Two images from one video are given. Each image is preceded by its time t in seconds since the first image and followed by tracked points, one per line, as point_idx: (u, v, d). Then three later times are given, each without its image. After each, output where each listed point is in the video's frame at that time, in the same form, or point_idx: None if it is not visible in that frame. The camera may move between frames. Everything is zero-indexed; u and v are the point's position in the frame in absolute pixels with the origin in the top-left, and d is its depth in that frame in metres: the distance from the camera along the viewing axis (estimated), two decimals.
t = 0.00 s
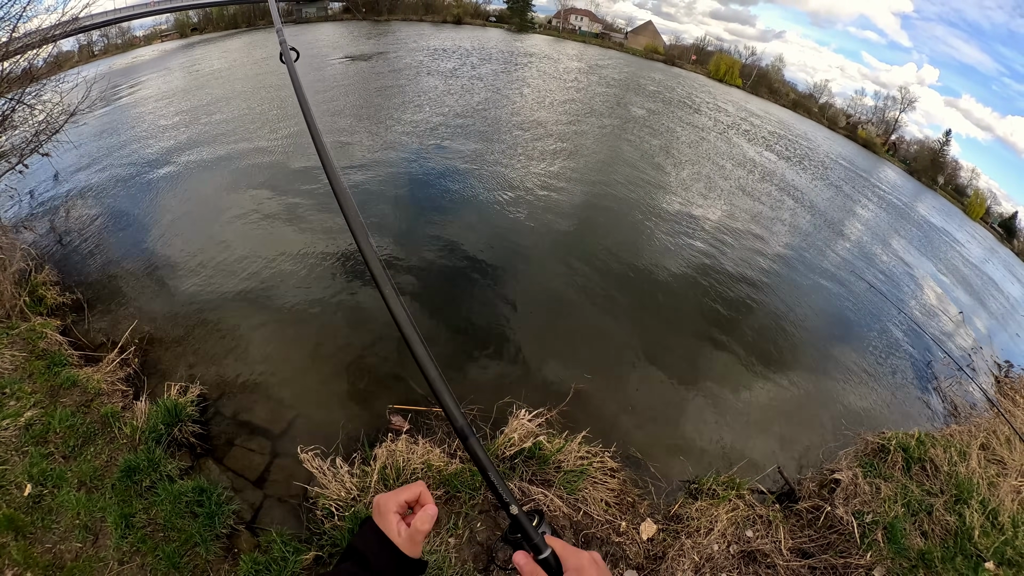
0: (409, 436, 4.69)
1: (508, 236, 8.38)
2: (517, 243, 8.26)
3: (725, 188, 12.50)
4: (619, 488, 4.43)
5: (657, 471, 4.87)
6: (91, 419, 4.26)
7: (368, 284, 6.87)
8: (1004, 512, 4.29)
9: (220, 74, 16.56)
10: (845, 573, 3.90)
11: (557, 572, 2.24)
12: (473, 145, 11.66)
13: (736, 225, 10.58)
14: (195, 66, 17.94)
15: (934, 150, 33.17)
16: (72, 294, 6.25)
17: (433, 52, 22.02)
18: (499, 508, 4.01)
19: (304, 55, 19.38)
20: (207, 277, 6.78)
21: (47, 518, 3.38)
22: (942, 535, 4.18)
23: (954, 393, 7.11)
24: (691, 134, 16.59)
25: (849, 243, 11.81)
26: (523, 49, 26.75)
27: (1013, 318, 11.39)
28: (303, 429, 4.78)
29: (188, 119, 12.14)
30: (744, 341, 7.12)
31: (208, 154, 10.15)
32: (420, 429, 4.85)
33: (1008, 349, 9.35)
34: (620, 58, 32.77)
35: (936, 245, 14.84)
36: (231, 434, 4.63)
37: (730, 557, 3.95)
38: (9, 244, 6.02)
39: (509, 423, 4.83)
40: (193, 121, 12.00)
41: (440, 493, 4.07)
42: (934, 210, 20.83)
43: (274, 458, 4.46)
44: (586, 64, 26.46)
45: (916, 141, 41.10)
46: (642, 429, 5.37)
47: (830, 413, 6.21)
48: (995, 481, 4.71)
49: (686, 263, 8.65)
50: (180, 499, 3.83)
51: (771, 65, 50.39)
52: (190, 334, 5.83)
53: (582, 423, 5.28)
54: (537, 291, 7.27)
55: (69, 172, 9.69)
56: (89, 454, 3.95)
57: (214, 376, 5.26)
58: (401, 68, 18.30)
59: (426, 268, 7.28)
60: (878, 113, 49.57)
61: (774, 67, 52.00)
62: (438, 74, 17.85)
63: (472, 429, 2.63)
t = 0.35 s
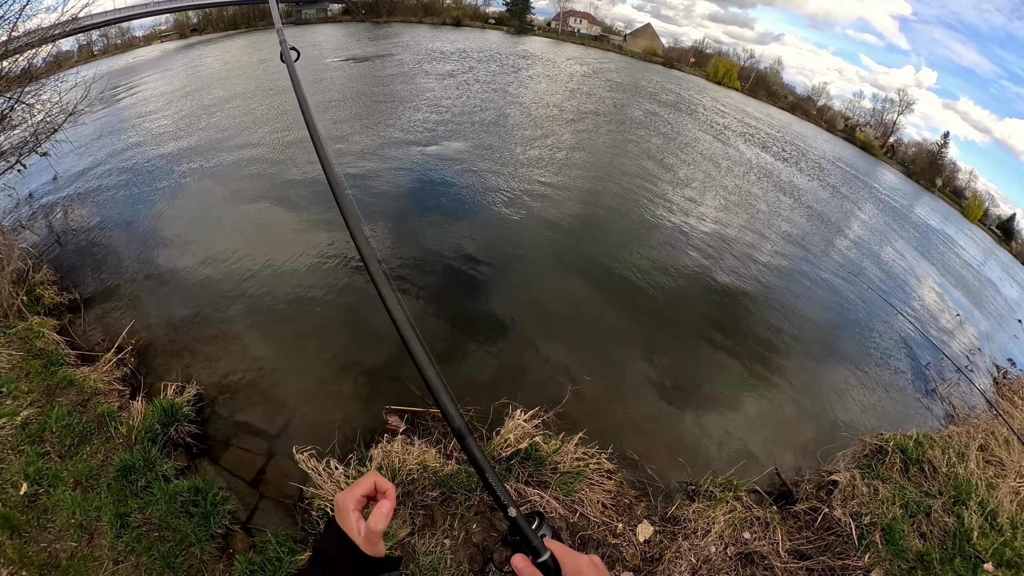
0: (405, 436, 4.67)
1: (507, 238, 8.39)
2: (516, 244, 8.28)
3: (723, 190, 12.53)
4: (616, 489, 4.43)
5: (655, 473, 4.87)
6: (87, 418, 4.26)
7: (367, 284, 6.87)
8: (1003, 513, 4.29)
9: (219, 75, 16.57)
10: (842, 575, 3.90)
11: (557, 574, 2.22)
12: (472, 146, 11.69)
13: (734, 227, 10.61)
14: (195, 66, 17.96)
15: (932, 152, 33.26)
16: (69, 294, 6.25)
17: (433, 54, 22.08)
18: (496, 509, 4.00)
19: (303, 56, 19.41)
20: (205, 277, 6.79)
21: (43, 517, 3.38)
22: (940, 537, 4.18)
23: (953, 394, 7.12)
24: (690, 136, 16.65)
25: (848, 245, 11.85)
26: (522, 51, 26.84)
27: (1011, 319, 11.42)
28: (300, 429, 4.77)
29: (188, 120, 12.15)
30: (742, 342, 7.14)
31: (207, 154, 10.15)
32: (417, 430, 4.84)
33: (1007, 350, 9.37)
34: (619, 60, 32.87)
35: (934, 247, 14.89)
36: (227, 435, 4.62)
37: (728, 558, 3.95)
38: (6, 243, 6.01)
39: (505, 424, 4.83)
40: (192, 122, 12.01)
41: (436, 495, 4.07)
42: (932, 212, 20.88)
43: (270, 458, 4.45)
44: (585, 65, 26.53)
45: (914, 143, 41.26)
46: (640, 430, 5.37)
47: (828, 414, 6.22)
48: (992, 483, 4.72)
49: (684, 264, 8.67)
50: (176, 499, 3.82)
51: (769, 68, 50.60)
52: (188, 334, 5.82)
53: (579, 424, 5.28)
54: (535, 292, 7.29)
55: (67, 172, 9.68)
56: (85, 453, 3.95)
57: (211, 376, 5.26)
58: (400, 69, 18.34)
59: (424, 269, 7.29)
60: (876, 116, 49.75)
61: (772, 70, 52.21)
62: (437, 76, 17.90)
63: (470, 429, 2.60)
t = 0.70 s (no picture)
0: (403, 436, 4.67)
1: (506, 238, 8.40)
2: (515, 245, 8.29)
3: (722, 192, 12.55)
4: (614, 488, 4.44)
5: (652, 472, 4.88)
6: (87, 417, 4.26)
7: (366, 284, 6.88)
8: (1000, 513, 4.30)
9: (218, 75, 16.59)
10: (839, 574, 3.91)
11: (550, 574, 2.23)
12: (471, 147, 11.69)
13: (733, 228, 10.62)
14: (195, 66, 17.96)
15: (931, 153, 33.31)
16: (69, 293, 6.25)
17: (432, 54, 22.12)
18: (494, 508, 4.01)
19: (302, 57, 19.44)
20: (204, 276, 6.79)
21: (42, 515, 3.40)
22: (937, 536, 4.19)
23: (950, 395, 7.13)
24: (690, 137, 16.66)
25: (846, 246, 11.87)
26: (521, 52, 26.90)
27: (1009, 321, 11.43)
28: (298, 428, 4.77)
29: (187, 120, 12.15)
30: (740, 342, 7.16)
31: (207, 154, 10.16)
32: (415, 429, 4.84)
33: (1005, 351, 9.41)
34: (618, 62, 32.89)
35: (933, 249, 14.92)
36: (227, 434, 4.63)
37: (725, 557, 3.95)
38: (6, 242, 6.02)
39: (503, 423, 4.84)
40: (192, 122, 12.01)
41: (434, 494, 4.06)
42: (931, 214, 20.91)
43: (269, 457, 4.44)
44: (584, 67, 26.55)
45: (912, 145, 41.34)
46: (638, 430, 5.38)
47: (826, 414, 6.24)
48: (989, 482, 4.73)
49: (682, 265, 8.68)
50: (175, 497, 3.81)
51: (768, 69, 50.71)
52: (187, 333, 5.83)
53: (577, 423, 5.29)
54: (533, 292, 7.30)
55: (66, 171, 9.69)
56: (85, 452, 3.95)
57: (210, 375, 5.27)
58: (400, 70, 18.38)
59: (423, 269, 7.29)
60: (875, 117, 49.80)
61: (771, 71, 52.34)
62: (436, 77, 17.89)
63: (460, 429, 2.58)
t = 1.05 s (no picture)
0: (402, 438, 4.66)
1: (505, 240, 8.41)
2: (514, 247, 8.31)
3: (721, 193, 12.58)
4: (612, 490, 4.44)
5: (651, 474, 4.88)
6: (86, 419, 4.26)
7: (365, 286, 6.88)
8: (999, 513, 4.30)
9: (218, 77, 16.61)
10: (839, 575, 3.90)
11: None
12: (471, 149, 11.72)
13: (732, 229, 10.64)
14: (196, 69, 18.00)
15: (929, 155, 33.41)
16: (69, 295, 6.25)
17: (431, 57, 22.19)
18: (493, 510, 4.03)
19: (302, 60, 19.50)
20: (204, 278, 6.79)
21: (41, 517, 3.43)
22: (936, 536, 4.19)
23: (949, 395, 7.14)
24: (688, 139, 16.70)
25: (845, 247, 11.90)
26: (520, 55, 26.98)
27: (1008, 321, 11.46)
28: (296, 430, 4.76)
29: (187, 122, 12.17)
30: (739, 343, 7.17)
31: (206, 157, 10.17)
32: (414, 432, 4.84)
33: (1004, 351, 9.43)
34: (618, 64, 32.99)
35: (932, 250, 14.96)
36: (226, 436, 4.63)
37: (723, 559, 3.95)
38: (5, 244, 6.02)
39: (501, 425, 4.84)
40: (192, 124, 12.04)
41: (433, 496, 4.06)
42: (930, 215, 20.96)
43: (268, 459, 4.44)
44: (583, 69, 26.61)
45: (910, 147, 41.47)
46: (637, 431, 5.39)
47: (825, 416, 6.25)
48: (988, 482, 4.73)
49: (681, 266, 8.69)
50: (174, 499, 3.79)
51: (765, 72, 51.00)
52: (186, 335, 5.82)
53: (575, 425, 5.30)
54: (532, 293, 7.31)
55: (66, 173, 9.69)
56: (83, 454, 3.97)
57: (209, 377, 5.27)
58: (399, 73, 18.44)
59: (423, 271, 7.30)
60: (873, 119, 49.97)
61: (768, 74, 52.56)
62: (436, 79, 17.94)
63: (440, 433, 2.40)
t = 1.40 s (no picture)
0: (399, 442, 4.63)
1: (503, 242, 8.40)
2: (512, 249, 8.29)
3: (719, 194, 12.59)
4: (611, 493, 4.42)
5: (650, 477, 4.86)
6: (83, 424, 4.25)
7: (363, 289, 6.87)
8: (1001, 512, 4.30)
9: (216, 81, 16.61)
10: None
11: None
12: (469, 152, 11.72)
13: (731, 230, 10.63)
14: (194, 73, 17.98)
15: (927, 154, 33.47)
16: (66, 299, 6.23)
17: (429, 60, 22.23)
18: (491, 515, 4.01)
19: (301, 64, 19.53)
20: (201, 282, 6.78)
21: (38, 521, 3.41)
22: (938, 537, 4.18)
23: (950, 394, 7.13)
24: (686, 140, 16.72)
25: (844, 247, 11.89)
26: (518, 57, 27.05)
27: (1008, 319, 11.47)
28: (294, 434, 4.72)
29: (186, 126, 12.16)
30: (738, 344, 7.15)
31: (205, 160, 10.17)
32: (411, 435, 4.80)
33: (1004, 349, 9.43)
34: (615, 66, 33.07)
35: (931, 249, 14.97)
36: (223, 440, 4.60)
37: (724, 561, 3.93)
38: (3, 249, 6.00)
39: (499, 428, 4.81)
40: (190, 128, 12.02)
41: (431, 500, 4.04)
42: (928, 214, 21.00)
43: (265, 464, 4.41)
44: (580, 71, 26.64)
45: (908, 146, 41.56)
46: (636, 433, 5.37)
47: (824, 416, 6.23)
48: (990, 481, 4.72)
49: (680, 268, 8.69)
50: (171, 504, 3.77)
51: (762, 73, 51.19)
52: (183, 339, 5.81)
53: (574, 428, 5.28)
54: (531, 296, 7.30)
55: (63, 178, 9.66)
56: (80, 459, 3.95)
57: (207, 381, 5.25)
58: (397, 76, 18.47)
59: (421, 274, 7.29)
60: (871, 119, 50.09)
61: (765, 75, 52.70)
62: (434, 82, 17.96)
63: (423, 450, 2.32)
